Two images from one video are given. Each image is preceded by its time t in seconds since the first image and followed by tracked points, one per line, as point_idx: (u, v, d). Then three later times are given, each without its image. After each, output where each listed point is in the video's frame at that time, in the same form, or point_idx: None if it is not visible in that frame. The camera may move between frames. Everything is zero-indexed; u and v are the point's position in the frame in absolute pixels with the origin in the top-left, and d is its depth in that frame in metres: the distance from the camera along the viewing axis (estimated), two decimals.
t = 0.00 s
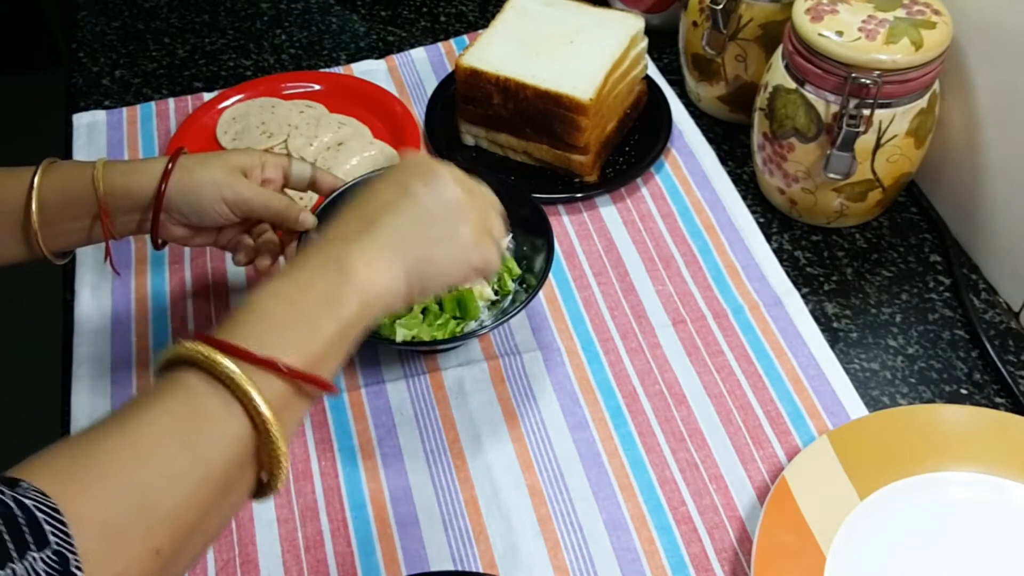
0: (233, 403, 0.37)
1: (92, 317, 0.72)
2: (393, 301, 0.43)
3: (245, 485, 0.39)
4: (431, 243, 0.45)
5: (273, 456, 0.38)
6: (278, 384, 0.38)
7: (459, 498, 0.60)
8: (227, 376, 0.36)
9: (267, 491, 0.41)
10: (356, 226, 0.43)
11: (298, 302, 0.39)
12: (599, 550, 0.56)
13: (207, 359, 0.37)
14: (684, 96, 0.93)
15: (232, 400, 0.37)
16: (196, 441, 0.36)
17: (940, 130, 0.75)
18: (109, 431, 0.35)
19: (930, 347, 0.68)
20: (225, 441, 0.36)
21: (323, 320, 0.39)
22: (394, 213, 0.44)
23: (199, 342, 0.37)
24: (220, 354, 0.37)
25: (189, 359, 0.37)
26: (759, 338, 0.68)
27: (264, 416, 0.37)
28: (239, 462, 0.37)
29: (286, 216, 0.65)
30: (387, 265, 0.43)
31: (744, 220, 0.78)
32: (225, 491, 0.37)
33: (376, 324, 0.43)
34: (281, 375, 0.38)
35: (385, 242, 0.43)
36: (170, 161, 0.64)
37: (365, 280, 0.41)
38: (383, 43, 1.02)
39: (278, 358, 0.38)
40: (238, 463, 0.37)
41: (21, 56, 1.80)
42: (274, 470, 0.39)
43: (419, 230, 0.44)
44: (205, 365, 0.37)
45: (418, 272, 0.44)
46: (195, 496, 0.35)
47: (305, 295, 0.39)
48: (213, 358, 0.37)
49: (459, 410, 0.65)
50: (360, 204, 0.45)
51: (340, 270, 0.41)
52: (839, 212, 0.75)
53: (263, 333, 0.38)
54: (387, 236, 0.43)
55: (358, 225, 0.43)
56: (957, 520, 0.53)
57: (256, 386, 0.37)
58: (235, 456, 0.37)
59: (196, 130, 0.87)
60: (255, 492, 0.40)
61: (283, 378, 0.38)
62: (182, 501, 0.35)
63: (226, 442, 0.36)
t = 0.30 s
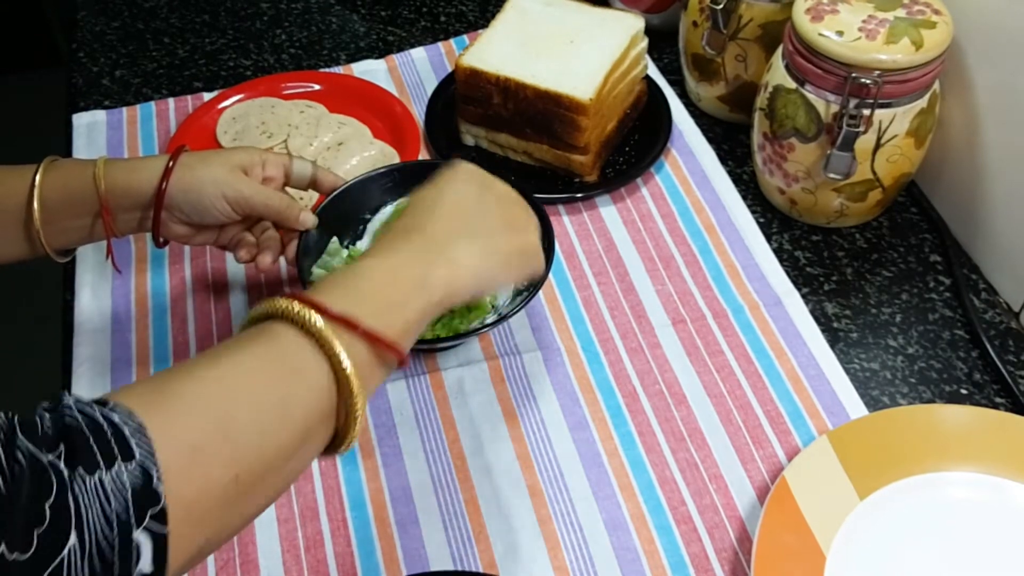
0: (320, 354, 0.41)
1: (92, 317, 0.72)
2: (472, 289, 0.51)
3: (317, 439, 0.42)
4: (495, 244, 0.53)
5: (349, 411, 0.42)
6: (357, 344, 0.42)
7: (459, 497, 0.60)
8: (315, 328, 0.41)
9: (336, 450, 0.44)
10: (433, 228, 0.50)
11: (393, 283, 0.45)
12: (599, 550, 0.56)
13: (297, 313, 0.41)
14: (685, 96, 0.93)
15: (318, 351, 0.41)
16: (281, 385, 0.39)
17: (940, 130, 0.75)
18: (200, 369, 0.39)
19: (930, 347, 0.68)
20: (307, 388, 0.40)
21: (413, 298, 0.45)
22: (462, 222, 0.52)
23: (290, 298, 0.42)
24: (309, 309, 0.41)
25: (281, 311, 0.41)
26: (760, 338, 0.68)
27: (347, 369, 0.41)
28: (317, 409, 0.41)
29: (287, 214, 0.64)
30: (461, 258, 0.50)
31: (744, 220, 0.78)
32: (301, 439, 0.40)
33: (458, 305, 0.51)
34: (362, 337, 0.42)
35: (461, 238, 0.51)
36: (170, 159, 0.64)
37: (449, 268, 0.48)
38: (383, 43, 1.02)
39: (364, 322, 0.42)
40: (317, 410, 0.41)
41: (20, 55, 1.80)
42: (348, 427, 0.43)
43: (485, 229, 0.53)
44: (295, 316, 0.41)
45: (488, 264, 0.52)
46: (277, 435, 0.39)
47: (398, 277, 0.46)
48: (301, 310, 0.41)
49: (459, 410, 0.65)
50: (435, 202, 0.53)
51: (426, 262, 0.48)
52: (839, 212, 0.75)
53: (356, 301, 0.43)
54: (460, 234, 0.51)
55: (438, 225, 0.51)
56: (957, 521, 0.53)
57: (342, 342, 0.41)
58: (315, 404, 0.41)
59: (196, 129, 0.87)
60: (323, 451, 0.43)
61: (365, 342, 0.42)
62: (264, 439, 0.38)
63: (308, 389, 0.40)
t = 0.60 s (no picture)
0: (279, 374, 0.36)
1: (94, 317, 0.72)
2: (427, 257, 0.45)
3: (289, 470, 0.37)
4: (444, 205, 0.47)
5: (323, 432, 0.38)
6: (320, 351, 0.38)
7: (459, 496, 0.60)
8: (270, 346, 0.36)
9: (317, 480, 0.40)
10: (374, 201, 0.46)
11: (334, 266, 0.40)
12: (599, 549, 0.57)
13: (251, 336, 0.36)
14: (684, 97, 0.94)
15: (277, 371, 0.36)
16: (247, 418, 0.35)
17: (938, 130, 0.75)
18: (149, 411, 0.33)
19: (928, 347, 0.69)
20: (276, 419, 0.36)
21: (362, 277, 0.40)
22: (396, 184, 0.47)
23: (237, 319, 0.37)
24: (263, 328, 0.37)
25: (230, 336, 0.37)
26: (759, 338, 0.69)
27: (311, 385, 0.37)
28: (285, 437, 0.36)
29: (289, 214, 0.65)
30: (407, 225, 0.44)
31: (743, 220, 0.78)
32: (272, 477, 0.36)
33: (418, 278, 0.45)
34: (324, 337, 0.38)
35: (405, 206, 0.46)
36: (173, 159, 0.65)
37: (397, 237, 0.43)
38: (384, 44, 1.03)
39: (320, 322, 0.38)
40: (284, 437, 0.36)
41: (20, 56, 1.80)
42: (325, 447, 0.38)
43: (431, 194, 0.47)
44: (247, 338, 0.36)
45: (443, 230, 0.47)
46: (239, 475, 0.34)
47: (339, 257, 0.41)
48: (254, 330, 0.36)
49: (459, 409, 0.65)
50: (368, 185, 0.47)
51: (368, 233, 0.43)
52: (837, 212, 0.75)
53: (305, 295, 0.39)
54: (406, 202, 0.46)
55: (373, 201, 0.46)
56: (955, 519, 0.53)
57: (300, 354, 0.37)
58: (283, 435, 0.36)
59: (198, 130, 0.88)
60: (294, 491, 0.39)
61: (328, 339, 0.38)
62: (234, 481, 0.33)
63: (277, 421, 0.36)
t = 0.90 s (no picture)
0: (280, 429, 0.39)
1: (95, 317, 0.72)
2: (428, 334, 0.46)
3: (287, 514, 0.39)
4: (450, 279, 0.48)
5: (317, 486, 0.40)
6: (318, 408, 0.40)
7: (459, 496, 0.60)
8: (272, 402, 0.39)
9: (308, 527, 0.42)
10: (376, 274, 0.47)
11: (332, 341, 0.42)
12: (599, 549, 0.57)
13: (254, 389, 0.39)
14: (684, 97, 0.94)
15: (279, 426, 0.39)
16: (245, 465, 0.37)
17: (938, 130, 0.75)
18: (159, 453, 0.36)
19: (928, 347, 0.69)
20: (272, 468, 0.38)
21: (359, 355, 0.42)
22: (406, 254, 0.48)
23: (245, 374, 0.40)
24: (265, 383, 0.39)
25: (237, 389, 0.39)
26: (758, 338, 0.69)
27: (309, 441, 0.39)
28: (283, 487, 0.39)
29: (292, 215, 0.66)
30: (410, 303, 0.46)
31: (743, 220, 0.79)
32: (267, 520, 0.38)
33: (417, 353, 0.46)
34: (323, 400, 0.40)
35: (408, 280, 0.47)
36: (176, 159, 0.65)
37: (397, 315, 0.45)
38: (384, 44, 1.03)
39: (319, 385, 0.40)
40: (283, 486, 0.38)
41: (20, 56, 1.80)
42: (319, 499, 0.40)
43: (436, 270, 0.48)
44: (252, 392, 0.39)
45: (447, 305, 0.48)
46: (240, 517, 0.36)
47: (337, 334, 0.42)
48: (257, 386, 0.39)
49: (459, 409, 0.65)
50: (377, 259, 0.49)
51: (370, 312, 0.44)
52: (837, 212, 0.75)
53: (302, 365, 0.41)
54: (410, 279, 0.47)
55: (379, 274, 0.47)
56: (954, 519, 0.53)
57: (300, 411, 0.39)
58: (278, 484, 0.38)
59: (198, 130, 0.88)
60: (288, 535, 0.41)
61: (325, 403, 0.40)
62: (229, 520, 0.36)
63: (274, 469, 0.38)
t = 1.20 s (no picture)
0: (239, 448, 0.37)
1: (94, 318, 0.72)
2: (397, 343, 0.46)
3: (250, 525, 0.38)
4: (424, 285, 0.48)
5: (279, 500, 0.39)
6: (275, 427, 0.38)
7: (459, 496, 0.60)
8: (229, 420, 0.37)
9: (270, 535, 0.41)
10: (371, 275, 0.46)
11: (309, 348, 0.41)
12: (599, 549, 0.57)
13: (210, 407, 0.37)
14: (684, 97, 0.94)
15: (237, 445, 0.37)
16: (204, 484, 0.36)
17: (938, 130, 0.75)
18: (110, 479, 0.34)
19: (927, 347, 0.69)
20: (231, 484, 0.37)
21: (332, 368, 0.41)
22: (407, 268, 0.47)
23: (198, 389, 0.38)
24: (223, 402, 0.37)
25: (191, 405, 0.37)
26: (758, 338, 0.69)
27: (268, 460, 0.37)
28: (242, 504, 0.37)
29: (291, 215, 0.65)
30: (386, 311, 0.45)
31: (743, 220, 0.79)
32: (230, 537, 0.37)
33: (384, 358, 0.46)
34: (280, 421, 0.38)
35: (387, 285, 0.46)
36: (175, 161, 0.64)
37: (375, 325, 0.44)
38: (384, 44, 1.03)
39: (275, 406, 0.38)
40: (243, 505, 0.37)
41: (20, 57, 1.80)
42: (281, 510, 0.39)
43: (421, 297, 0.47)
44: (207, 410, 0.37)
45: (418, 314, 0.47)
46: (201, 543, 0.35)
47: (315, 342, 0.41)
48: (212, 402, 0.37)
49: (459, 409, 0.65)
50: (379, 256, 0.47)
51: (349, 327, 0.43)
52: (837, 212, 0.75)
53: (271, 380, 0.39)
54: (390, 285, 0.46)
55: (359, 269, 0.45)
56: (954, 519, 0.53)
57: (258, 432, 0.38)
58: (238, 502, 0.37)
59: (198, 130, 0.88)
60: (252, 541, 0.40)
61: (282, 425, 0.39)
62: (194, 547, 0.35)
63: (233, 483, 0.37)
